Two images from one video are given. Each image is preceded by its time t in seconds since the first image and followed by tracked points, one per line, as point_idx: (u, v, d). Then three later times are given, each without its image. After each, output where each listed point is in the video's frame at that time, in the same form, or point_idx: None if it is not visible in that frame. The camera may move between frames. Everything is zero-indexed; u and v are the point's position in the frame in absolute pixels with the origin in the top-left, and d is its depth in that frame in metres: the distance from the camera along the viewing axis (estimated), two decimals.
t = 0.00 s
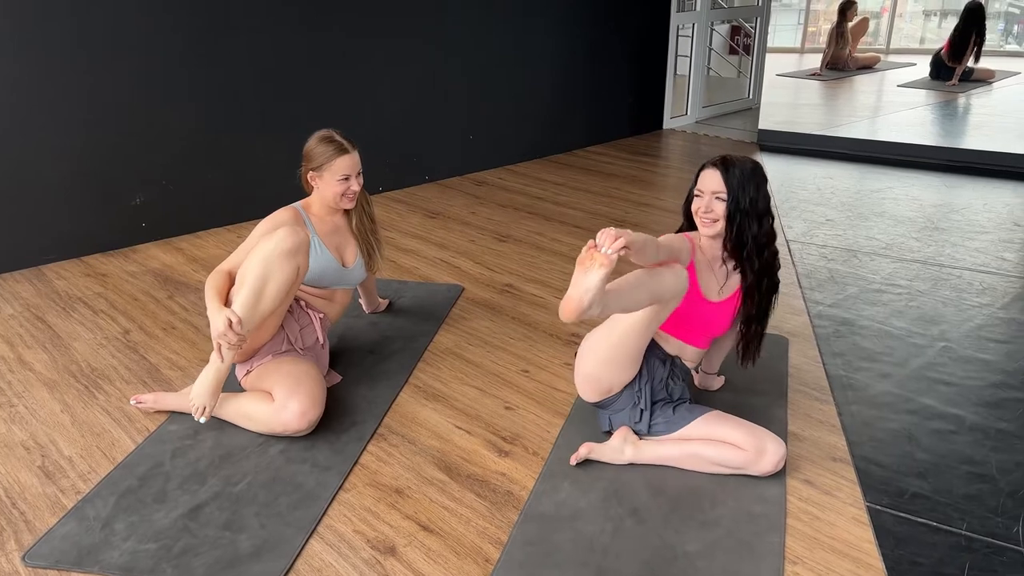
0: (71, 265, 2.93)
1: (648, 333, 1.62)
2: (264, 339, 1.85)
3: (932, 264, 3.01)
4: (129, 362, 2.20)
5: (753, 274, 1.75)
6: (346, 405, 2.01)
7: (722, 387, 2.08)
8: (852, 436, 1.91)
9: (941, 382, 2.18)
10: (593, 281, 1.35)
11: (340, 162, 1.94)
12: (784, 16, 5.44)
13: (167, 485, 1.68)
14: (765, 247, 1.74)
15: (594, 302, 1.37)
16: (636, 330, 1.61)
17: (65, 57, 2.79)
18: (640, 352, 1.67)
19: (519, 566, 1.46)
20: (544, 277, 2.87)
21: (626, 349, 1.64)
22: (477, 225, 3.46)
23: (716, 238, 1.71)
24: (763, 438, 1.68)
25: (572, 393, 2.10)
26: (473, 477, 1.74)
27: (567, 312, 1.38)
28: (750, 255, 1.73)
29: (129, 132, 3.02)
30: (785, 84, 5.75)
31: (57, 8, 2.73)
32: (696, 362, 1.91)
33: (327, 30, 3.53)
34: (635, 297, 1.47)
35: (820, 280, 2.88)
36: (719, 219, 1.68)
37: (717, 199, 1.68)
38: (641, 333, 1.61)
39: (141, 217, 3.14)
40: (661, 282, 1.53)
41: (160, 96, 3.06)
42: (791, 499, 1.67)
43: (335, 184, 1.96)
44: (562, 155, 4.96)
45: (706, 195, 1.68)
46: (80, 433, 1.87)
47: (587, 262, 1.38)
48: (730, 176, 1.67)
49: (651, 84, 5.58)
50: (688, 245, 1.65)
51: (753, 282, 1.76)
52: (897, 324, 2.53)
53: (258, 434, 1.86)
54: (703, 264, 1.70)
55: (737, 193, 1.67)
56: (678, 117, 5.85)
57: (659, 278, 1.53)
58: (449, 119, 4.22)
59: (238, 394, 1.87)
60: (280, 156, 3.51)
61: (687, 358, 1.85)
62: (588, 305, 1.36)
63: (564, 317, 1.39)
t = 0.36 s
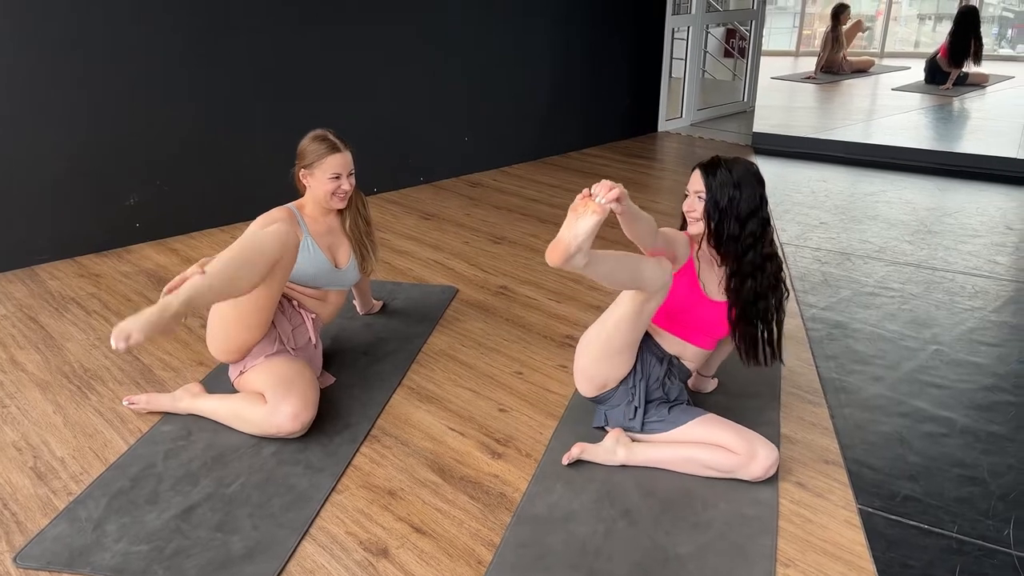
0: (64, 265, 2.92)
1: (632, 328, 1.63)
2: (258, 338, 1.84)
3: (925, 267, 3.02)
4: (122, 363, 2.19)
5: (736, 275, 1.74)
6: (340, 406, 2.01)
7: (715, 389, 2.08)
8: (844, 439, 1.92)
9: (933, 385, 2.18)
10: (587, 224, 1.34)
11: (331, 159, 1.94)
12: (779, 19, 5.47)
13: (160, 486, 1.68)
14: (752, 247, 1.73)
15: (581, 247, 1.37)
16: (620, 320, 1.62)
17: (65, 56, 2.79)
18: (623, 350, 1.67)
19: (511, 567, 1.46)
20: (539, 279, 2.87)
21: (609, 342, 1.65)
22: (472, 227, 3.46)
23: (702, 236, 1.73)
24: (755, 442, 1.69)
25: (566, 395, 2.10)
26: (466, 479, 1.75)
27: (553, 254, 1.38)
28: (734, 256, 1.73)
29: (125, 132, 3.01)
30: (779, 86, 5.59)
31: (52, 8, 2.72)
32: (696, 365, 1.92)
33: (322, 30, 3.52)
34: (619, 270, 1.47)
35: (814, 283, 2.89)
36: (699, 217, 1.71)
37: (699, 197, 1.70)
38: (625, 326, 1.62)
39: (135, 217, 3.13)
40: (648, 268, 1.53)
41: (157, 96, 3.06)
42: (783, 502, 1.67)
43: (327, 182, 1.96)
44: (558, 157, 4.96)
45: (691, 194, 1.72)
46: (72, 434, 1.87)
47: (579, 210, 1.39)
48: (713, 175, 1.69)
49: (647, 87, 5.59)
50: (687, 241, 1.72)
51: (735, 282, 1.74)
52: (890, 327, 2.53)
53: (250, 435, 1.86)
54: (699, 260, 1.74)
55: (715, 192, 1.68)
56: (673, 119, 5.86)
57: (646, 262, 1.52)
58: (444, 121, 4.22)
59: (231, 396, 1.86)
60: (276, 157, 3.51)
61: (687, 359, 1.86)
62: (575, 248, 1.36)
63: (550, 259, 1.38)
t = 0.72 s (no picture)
0: (64, 265, 2.92)
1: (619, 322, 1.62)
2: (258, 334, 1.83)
3: (924, 270, 3.02)
4: (121, 363, 2.19)
5: (734, 277, 1.74)
6: (339, 407, 2.01)
7: (714, 391, 2.08)
8: (842, 441, 1.92)
9: (931, 387, 2.19)
10: (613, 159, 1.40)
11: (327, 158, 1.95)
12: (779, 22, 5.49)
13: (158, 486, 1.68)
14: (753, 251, 1.73)
15: (603, 179, 1.40)
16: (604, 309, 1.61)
17: (65, 57, 2.79)
18: (605, 351, 1.65)
19: (509, 569, 1.46)
20: (538, 281, 2.87)
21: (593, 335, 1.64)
22: (471, 228, 3.46)
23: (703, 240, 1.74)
24: (754, 444, 1.69)
25: (565, 396, 2.10)
26: (465, 480, 1.75)
27: (572, 182, 1.40)
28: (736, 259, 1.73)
29: (125, 133, 3.02)
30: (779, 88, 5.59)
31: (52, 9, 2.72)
32: (694, 368, 1.93)
33: (320, 31, 3.53)
34: (618, 239, 1.50)
35: (813, 285, 2.90)
36: (700, 221, 1.72)
37: (700, 202, 1.71)
38: (610, 324, 1.61)
39: (135, 217, 3.13)
40: (635, 261, 1.57)
41: (158, 96, 3.06)
42: (781, 503, 1.67)
43: (322, 180, 1.96)
44: (557, 158, 4.97)
45: (692, 198, 1.73)
46: (71, 434, 1.86)
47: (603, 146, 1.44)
48: (715, 178, 1.70)
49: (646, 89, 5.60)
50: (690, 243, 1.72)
51: (733, 284, 1.75)
52: (889, 329, 2.54)
53: (250, 436, 1.86)
54: (699, 262, 1.75)
55: (719, 196, 1.69)
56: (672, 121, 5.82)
57: (632, 258, 1.56)
58: (444, 122, 4.23)
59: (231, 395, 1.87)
60: (275, 157, 3.51)
61: (685, 362, 1.87)
62: (597, 179, 1.39)
63: (568, 186, 1.40)
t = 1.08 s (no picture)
0: (66, 264, 2.93)
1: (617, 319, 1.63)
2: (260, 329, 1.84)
3: (927, 270, 3.02)
4: (123, 362, 2.19)
5: (747, 278, 1.75)
6: (341, 405, 2.01)
7: (716, 390, 2.08)
8: (844, 441, 1.92)
9: (934, 387, 2.18)
10: (628, 135, 1.45)
11: (333, 157, 1.96)
12: (784, 22, 5.48)
13: (160, 484, 1.68)
14: (766, 252, 1.73)
15: (620, 153, 1.45)
16: (599, 307, 1.63)
17: (66, 57, 2.80)
18: (603, 351, 1.66)
19: (510, 568, 1.46)
20: (539, 280, 2.87)
21: (590, 334, 1.65)
22: (472, 228, 3.46)
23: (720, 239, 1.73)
24: (756, 444, 1.68)
25: (567, 395, 2.10)
26: (466, 478, 1.74)
27: (590, 155, 1.43)
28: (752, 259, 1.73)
29: (127, 132, 3.02)
30: (780, 89, 5.72)
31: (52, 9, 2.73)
32: (696, 366, 1.92)
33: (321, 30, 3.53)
34: (614, 234, 1.53)
35: (815, 285, 2.89)
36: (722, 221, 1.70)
37: (721, 201, 1.70)
38: (606, 331, 1.64)
39: (137, 216, 3.14)
40: (624, 263, 1.59)
41: (160, 96, 3.07)
42: (783, 503, 1.67)
43: (329, 180, 1.97)
44: (559, 158, 4.97)
45: (711, 196, 1.71)
46: (73, 432, 1.87)
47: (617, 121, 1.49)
48: (737, 177, 1.69)
49: (648, 90, 5.59)
50: (694, 241, 1.73)
51: (745, 285, 1.75)
52: (891, 329, 2.53)
53: (252, 435, 1.86)
54: (705, 260, 1.75)
55: (740, 194, 1.68)
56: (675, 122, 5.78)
57: (620, 262, 1.58)
58: (446, 122, 4.23)
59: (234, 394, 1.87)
60: (274, 156, 3.51)
61: (687, 361, 1.87)
62: (614, 153, 1.44)
63: (586, 161, 1.43)
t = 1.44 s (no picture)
0: (72, 262, 2.94)
1: (613, 323, 1.63)
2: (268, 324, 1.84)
3: (933, 270, 3.01)
4: (128, 360, 2.20)
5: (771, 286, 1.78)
6: (346, 405, 2.01)
7: (722, 391, 2.07)
8: (851, 441, 1.91)
9: (941, 387, 2.17)
10: (629, 135, 1.44)
11: (332, 160, 1.98)
12: (788, 22, 5.52)
13: (165, 483, 1.68)
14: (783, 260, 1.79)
15: (623, 153, 1.45)
16: (593, 309, 1.63)
17: (72, 57, 2.80)
18: (600, 355, 1.67)
19: (515, 568, 1.45)
20: (545, 280, 2.86)
21: (586, 339, 1.66)
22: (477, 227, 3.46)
23: (739, 240, 1.74)
24: (762, 444, 1.68)
25: (572, 395, 2.10)
26: (471, 478, 1.74)
27: (595, 156, 1.43)
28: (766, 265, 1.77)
29: (133, 132, 3.03)
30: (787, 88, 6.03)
31: (56, 9, 2.73)
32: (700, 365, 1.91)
33: (328, 30, 3.53)
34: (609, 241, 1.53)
35: (821, 284, 2.88)
36: (756, 224, 1.70)
37: (761, 204, 1.70)
38: (601, 334, 1.64)
39: (142, 215, 3.14)
40: (614, 275, 1.59)
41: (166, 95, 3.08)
42: (789, 503, 1.66)
43: (327, 180, 1.99)
44: (564, 158, 4.96)
45: (752, 195, 1.70)
46: (79, 431, 1.87)
47: (617, 122, 1.47)
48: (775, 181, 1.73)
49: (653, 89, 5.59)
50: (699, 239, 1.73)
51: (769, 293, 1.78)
52: (897, 329, 2.52)
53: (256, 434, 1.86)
54: (708, 260, 1.75)
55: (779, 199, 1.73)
56: (679, 121, 5.62)
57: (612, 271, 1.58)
58: (451, 121, 4.24)
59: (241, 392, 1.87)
60: (278, 155, 3.51)
61: (692, 360, 1.86)
62: (619, 152, 1.44)
63: (591, 162, 1.43)
